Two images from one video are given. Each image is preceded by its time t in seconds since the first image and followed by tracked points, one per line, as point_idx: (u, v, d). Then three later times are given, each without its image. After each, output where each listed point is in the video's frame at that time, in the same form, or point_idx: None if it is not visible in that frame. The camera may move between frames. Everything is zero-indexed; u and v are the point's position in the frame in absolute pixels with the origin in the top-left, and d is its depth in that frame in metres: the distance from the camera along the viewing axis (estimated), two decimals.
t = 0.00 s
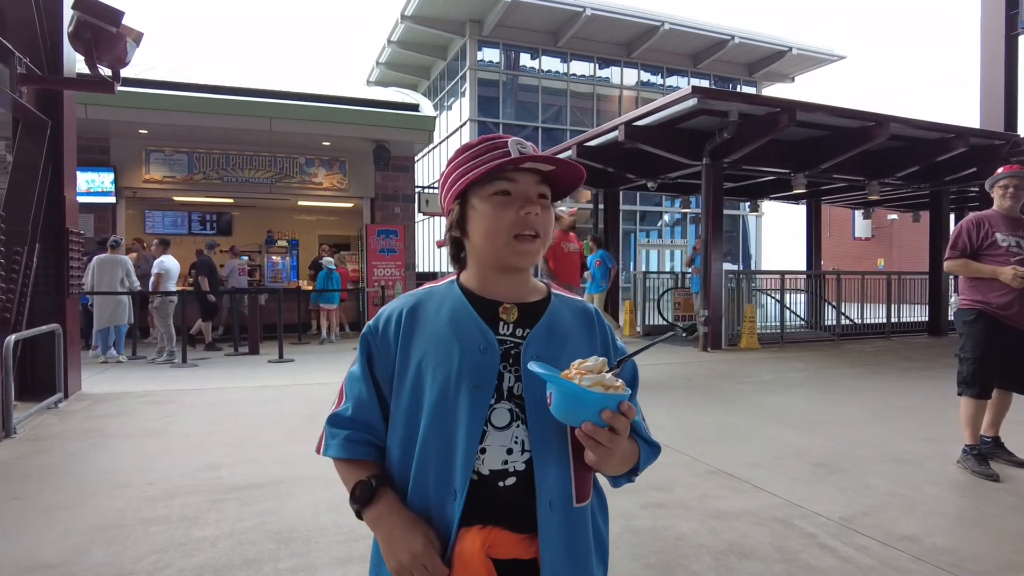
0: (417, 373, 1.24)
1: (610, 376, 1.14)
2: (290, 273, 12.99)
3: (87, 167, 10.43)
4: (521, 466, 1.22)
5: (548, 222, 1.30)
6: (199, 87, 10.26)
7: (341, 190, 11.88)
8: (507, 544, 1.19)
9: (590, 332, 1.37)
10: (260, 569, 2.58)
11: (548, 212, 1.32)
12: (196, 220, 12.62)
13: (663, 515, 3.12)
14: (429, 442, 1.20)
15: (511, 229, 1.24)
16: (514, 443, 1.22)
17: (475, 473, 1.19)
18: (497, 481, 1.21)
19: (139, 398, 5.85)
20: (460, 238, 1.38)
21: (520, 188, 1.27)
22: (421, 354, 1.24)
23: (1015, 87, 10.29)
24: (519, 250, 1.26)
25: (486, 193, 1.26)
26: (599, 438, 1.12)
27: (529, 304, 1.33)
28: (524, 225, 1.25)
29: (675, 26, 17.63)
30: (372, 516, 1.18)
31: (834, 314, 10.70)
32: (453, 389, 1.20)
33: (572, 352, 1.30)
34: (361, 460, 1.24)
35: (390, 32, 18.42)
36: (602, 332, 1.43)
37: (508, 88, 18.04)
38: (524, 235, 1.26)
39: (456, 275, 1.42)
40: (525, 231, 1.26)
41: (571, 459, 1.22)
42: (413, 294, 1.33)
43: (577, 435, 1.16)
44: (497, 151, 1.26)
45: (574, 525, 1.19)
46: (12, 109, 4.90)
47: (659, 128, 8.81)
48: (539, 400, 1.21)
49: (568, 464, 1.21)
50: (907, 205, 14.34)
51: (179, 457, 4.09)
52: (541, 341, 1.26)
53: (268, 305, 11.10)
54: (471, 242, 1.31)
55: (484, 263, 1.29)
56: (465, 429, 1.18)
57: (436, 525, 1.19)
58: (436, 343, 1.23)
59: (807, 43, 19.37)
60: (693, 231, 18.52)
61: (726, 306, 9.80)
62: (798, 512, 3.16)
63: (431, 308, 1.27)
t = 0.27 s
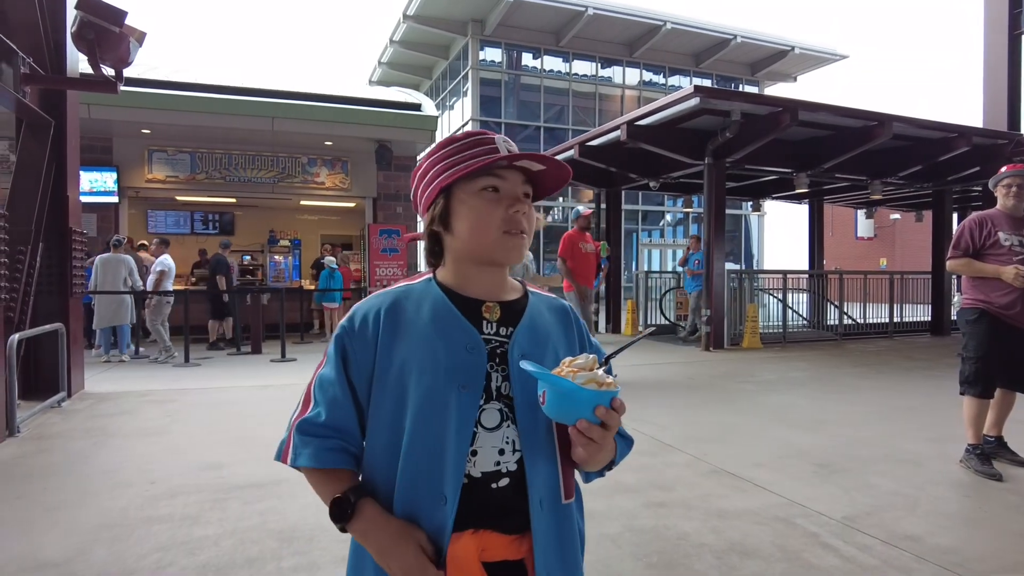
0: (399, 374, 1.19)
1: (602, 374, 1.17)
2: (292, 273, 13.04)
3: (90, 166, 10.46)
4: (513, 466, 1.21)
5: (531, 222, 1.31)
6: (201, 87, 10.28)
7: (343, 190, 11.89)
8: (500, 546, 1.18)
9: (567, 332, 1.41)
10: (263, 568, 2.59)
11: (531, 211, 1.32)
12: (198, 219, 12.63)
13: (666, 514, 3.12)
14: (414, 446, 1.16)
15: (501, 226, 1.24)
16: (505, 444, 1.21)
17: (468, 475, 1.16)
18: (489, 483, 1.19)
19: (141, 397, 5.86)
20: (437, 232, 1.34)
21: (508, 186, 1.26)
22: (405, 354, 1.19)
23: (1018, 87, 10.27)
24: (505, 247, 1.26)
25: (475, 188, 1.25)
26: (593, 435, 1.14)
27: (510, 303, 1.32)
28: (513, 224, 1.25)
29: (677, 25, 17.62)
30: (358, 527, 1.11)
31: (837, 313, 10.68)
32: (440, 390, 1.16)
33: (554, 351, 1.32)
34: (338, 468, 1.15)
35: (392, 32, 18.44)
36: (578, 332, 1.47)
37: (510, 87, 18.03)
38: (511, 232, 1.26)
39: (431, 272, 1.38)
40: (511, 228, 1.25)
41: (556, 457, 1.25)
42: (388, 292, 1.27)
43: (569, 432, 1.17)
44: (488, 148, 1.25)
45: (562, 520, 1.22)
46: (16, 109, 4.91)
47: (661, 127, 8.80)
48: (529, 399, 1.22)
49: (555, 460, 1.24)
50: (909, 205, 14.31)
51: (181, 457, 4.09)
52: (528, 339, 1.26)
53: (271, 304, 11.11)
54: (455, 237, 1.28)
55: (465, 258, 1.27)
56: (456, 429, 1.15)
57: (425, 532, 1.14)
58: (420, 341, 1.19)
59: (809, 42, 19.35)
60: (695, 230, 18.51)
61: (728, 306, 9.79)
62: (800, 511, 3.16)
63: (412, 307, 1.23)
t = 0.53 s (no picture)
0: (381, 367, 1.18)
1: (586, 362, 1.20)
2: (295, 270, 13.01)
3: (93, 164, 10.49)
4: (498, 457, 1.22)
5: (491, 209, 1.28)
6: (203, 84, 10.28)
7: (345, 187, 11.90)
8: (487, 537, 1.19)
9: (543, 324, 1.43)
10: (266, 562, 2.60)
11: (492, 199, 1.30)
12: (201, 217, 12.64)
13: (667, 510, 3.13)
14: (399, 441, 1.15)
15: (449, 217, 1.24)
16: (490, 435, 1.21)
17: (454, 467, 1.17)
18: (476, 474, 1.20)
19: (144, 394, 5.88)
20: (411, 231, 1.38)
21: (458, 177, 1.27)
22: (387, 348, 1.18)
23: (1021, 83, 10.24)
24: (458, 238, 1.24)
25: (426, 183, 1.27)
26: (578, 422, 1.17)
27: (488, 296, 1.32)
28: (462, 214, 1.24)
29: (679, 22, 17.59)
30: (345, 524, 1.09)
31: (839, 310, 10.68)
32: (424, 383, 1.16)
33: (533, 344, 1.34)
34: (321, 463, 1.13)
35: (394, 30, 18.44)
36: (554, 326, 1.49)
37: (512, 85, 18.01)
38: (466, 223, 1.24)
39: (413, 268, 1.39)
40: (466, 220, 1.24)
41: (537, 445, 1.28)
42: (368, 286, 1.25)
43: (554, 420, 1.19)
44: (433, 139, 1.27)
45: (542, 509, 1.26)
46: (19, 107, 4.93)
47: (663, 124, 8.79)
48: (513, 388, 1.24)
49: (537, 448, 1.27)
50: (912, 202, 14.28)
51: (183, 453, 4.11)
52: (509, 332, 1.28)
53: (273, 302, 11.14)
54: (417, 235, 1.30)
55: (431, 254, 1.28)
56: (442, 422, 1.15)
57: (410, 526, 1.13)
58: (402, 335, 1.18)
59: (812, 39, 19.31)
60: (697, 228, 18.50)
61: (730, 303, 9.76)
62: (802, 507, 3.16)
63: (392, 300, 1.22)
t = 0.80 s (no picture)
0: (368, 351, 1.19)
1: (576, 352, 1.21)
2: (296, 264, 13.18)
3: (96, 158, 10.51)
4: (484, 441, 1.23)
5: (485, 193, 1.29)
6: (205, 78, 10.28)
7: (347, 181, 11.90)
8: (474, 520, 1.20)
9: (533, 311, 1.43)
10: (270, 550, 2.63)
11: (488, 184, 1.30)
12: (203, 211, 12.66)
13: (668, 499, 3.14)
14: (386, 424, 1.16)
15: (445, 197, 1.24)
16: (476, 419, 1.23)
17: (440, 450, 1.18)
18: (462, 457, 1.21)
19: (148, 386, 5.91)
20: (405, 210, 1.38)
21: (457, 157, 1.27)
22: (374, 332, 1.19)
23: None
24: (453, 218, 1.25)
25: (423, 162, 1.27)
26: (569, 412, 1.18)
27: (477, 282, 1.33)
28: (459, 195, 1.25)
29: (683, 15, 17.51)
30: (334, 506, 1.11)
31: (841, 304, 10.69)
32: (410, 366, 1.18)
33: (521, 331, 1.34)
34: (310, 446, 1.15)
35: (396, 22, 18.39)
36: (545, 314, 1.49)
37: (515, 78, 17.96)
38: (461, 205, 1.25)
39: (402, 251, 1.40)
40: (461, 201, 1.25)
41: (525, 431, 1.29)
42: (355, 271, 1.26)
43: (545, 409, 1.20)
44: (435, 119, 1.28)
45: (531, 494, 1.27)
46: (23, 100, 4.95)
47: (665, 117, 8.77)
48: (500, 375, 1.25)
49: (524, 434, 1.28)
50: (915, 195, 14.24)
51: (187, 444, 4.13)
52: (497, 320, 1.29)
53: (277, 295, 11.16)
54: (411, 213, 1.30)
55: (422, 233, 1.28)
56: (428, 405, 1.17)
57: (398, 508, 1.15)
58: (389, 319, 1.19)
59: (816, 32, 19.23)
60: (700, 221, 18.48)
61: (733, 296, 9.77)
62: (802, 497, 3.18)
63: (380, 284, 1.23)
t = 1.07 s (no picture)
0: (372, 340, 1.20)
1: (573, 344, 1.22)
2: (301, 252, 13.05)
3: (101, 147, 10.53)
4: (485, 429, 1.24)
5: (485, 181, 1.29)
6: (208, 66, 10.25)
7: (351, 170, 11.89)
8: (474, 502, 1.21)
9: (536, 302, 1.44)
10: (278, 535, 2.67)
11: (486, 171, 1.31)
12: (207, 200, 12.67)
13: (672, 486, 3.17)
14: (389, 413, 1.18)
15: (444, 191, 1.25)
16: (477, 408, 1.24)
17: (442, 438, 1.20)
18: (464, 445, 1.23)
19: (156, 374, 5.96)
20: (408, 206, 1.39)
21: (452, 150, 1.28)
22: (378, 321, 1.21)
23: None
24: (454, 212, 1.26)
25: (420, 158, 1.28)
26: (567, 404, 1.19)
27: (480, 272, 1.34)
28: (458, 186, 1.25)
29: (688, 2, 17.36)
30: (338, 489, 1.14)
31: (846, 293, 10.67)
32: (412, 355, 1.19)
33: (524, 322, 1.35)
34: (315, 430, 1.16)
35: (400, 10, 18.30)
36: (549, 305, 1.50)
37: (519, 65, 17.85)
38: (461, 197, 1.26)
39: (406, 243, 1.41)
40: (461, 193, 1.26)
41: (527, 421, 1.30)
42: (358, 260, 1.27)
43: (543, 400, 1.22)
44: (426, 113, 1.28)
45: (531, 481, 1.26)
46: (28, 88, 4.96)
47: (670, 105, 8.72)
48: (501, 365, 1.26)
49: (526, 424, 1.29)
50: (921, 184, 14.17)
51: (196, 431, 4.17)
52: (499, 311, 1.30)
53: (282, 284, 11.22)
54: (413, 209, 1.31)
55: (425, 228, 1.29)
56: (430, 394, 1.19)
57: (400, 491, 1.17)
58: (393, 310, 1.21)
59: (822, 19, 19.06)
60: (704, 210, 18.43)
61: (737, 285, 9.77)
62: (805, 484, 3.20)
63: (383, 274, 1.24)
